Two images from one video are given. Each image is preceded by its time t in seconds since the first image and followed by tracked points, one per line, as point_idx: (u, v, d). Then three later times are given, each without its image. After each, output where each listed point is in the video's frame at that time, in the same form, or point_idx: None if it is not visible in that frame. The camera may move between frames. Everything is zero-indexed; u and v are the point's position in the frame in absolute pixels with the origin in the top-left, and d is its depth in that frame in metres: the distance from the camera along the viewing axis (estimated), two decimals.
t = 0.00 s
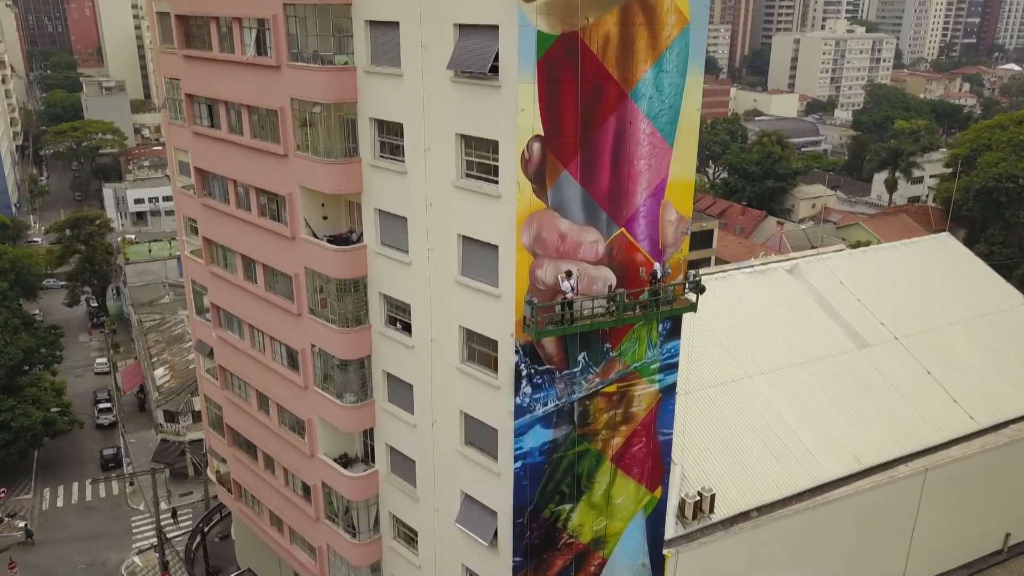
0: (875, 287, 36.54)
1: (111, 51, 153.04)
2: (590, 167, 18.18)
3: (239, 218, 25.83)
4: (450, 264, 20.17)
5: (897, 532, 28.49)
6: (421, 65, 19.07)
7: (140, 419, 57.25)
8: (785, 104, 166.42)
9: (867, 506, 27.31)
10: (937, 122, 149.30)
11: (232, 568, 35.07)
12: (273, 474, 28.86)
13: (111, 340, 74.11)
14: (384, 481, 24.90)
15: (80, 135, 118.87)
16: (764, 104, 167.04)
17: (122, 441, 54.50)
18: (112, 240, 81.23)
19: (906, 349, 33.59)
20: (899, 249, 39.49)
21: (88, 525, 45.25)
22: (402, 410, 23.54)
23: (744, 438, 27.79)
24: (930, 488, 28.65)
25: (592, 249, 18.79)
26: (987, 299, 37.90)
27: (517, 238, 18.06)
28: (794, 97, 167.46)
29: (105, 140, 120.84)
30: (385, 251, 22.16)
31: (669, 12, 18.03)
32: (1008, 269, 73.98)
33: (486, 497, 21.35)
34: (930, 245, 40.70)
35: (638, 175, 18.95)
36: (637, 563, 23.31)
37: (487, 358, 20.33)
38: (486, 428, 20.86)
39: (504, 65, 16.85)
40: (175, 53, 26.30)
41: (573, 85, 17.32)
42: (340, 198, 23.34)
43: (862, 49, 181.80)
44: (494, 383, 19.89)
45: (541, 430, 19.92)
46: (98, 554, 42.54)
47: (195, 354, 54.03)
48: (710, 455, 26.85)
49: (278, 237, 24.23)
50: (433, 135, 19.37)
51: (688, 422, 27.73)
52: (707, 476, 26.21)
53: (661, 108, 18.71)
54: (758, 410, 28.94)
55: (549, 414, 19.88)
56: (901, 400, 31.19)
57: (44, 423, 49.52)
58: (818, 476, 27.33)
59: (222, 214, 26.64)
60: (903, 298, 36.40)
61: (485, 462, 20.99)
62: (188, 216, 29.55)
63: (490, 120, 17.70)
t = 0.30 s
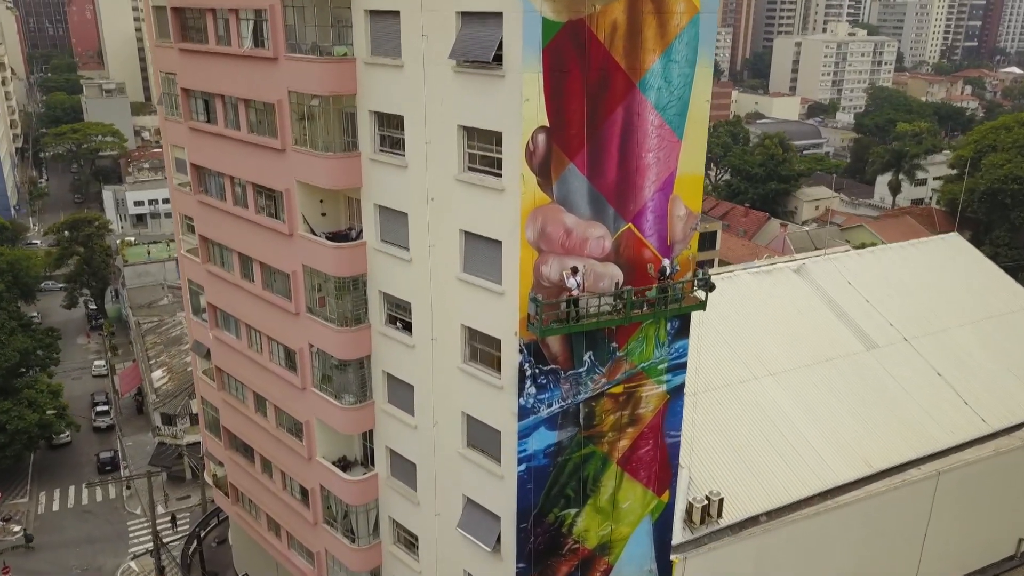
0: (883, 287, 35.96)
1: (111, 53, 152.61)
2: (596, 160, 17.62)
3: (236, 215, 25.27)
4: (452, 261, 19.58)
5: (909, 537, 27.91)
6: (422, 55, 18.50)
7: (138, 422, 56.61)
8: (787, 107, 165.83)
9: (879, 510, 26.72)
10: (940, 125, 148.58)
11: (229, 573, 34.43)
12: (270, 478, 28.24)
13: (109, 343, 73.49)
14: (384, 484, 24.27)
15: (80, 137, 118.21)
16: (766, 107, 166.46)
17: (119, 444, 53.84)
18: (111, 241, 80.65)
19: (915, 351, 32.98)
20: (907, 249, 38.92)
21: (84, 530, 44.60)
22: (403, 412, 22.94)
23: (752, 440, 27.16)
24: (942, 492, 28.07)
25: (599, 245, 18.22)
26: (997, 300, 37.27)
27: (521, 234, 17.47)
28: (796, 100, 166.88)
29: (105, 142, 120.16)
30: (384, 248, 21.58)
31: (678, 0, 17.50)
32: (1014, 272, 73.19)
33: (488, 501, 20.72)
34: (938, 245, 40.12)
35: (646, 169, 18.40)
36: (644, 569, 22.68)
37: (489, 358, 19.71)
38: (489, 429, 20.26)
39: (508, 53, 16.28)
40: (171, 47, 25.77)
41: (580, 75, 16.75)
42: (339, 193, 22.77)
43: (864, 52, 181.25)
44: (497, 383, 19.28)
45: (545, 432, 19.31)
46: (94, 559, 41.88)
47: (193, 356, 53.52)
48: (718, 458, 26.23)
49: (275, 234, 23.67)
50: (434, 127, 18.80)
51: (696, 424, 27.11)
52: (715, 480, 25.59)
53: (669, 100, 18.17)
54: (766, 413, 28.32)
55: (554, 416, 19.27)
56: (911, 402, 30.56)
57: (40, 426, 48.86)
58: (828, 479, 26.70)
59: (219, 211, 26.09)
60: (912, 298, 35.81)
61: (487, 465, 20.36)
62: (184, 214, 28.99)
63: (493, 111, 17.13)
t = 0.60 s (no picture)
0: (890, 286, 35.43)
1: (112, 55, 152.13)
2: (603, 152, 17.13)
3: (232, 211, 24.76)
4: (454, 256, 19.04)
5: (919, 540, 27.37)
6: (424, 43, 18.01)
7: (136, 424, 56.02)
8: (789, 109, 165.31)
9: (890, 514, 26.16)
10: (942, 127, 147.86)
11: None
12: (267, 479, 27.69)
13: (107, 344, 72.93)
14: (383, 486, 23.71)
15: (80, 139, 117.56)
16: (767, 109, 165.90)
17: (117, 446, 53.28)
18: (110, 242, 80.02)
19: (924, 351, 32.41)
20: (914, 248, 38.41)
21: (81, 533, 44.03)
22: (403, 412, 22.40)
23: (759, 442, 26.59)
24: (954, 495, 27.51)
25: (605, 238, 17.71)
26: (1006, 300, 36.70)
27: (525, 227, 16.91)
28: (797, 103, 166.32)
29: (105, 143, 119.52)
30: (384, 243, 21.07)
31: None
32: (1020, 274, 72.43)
33: (490, 503, 20.19)
34: (946, 244, 39.63)
35: (654, 160, 17.91)
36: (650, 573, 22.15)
37: (492, 356, 19.18)
38: (491, 429, 19.72)
39: (512, 39, 15.77)
40: (168, 40, 25.27)
41: (586, 63, 16.26)
42: (337, 188, 22.29)
43: (865, 55, 180.81)
44: (500, 381, 18.73)
45: (550, 431, 18.75)
46: (90, 562, 41.30)
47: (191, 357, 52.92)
48: (725, 460, 25.66)
49: (272, 230, 23.17)
50: (435, 118, 18.30)
51: (702, 425, 26.53)
52: (723, 482, 25.00)
53: (677, 88, 17.69)
54: (774, 414, 27.76)
55: (558, 415, 18.73)
56: (921, 403, 29.98)
57: (36, 428, 48.23)
58: (839, 481, 26.11)
59: (215, 207, 25.59)
60: (921, 297, 35.28)
61: (490, 466, 19.81)
62: (181, 210, 28.50)
63: (496, 100, 16.62)
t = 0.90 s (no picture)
0: (898, 285, 34.89)
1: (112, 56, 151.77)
2: (609, 141, 16.65)
3: (229, 206, 24.28)
4: (455, 250, 18.54)
5: (930, 543, 26.83)
6: (424, 30, 17.54)
7: (134, 425, 55.52)
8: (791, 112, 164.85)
9: (900, 515, 25.64)
10: (945, 129, 147.17)
11: None
12: (264, 480, 27.18)
13: (106, 345, 72.44)
14: (383, 487, 23.19)
15: (80, 140, 117.03)
16: (769, 111, 165.39)
17: (114, 447, 52.80)
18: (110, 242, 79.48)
19: (933, 350, 31.87)
20: (922, 247, 37.89)
21: (77, 535, 43.53)
22: (402, 411, 21.89)
23: (766, 442, 26.07)
24: (964, 496, 26.99)
25: (611, 231, 17.24)
26: (1016, 300, 36.12)
27: (529, 218, 16.41)
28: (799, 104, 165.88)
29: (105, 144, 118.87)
30: (383, 238, 20.57)
31: None
32: None
33: (492, 504, 19.68)
34: (954, 243, 39.11)
35: (661, 150, 17.44)
36: None
37: (494, 353, 18.68)
38: (493, 428, 19.21)
39: (515, 25, 15.29)
40: (164, 32, 24.81)
41: (592, 49, 15.78)
42: (336, 181, 21.79)
43: (867, 57, 180.37)
44: (503, 378, 18.23)
45: (554, 430, 18.24)
46: (86, 565, 40.79)
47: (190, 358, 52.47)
48: (732, 460, 25.14)
49: (270, 225, 22.68)
50: (436, 108, 17.81)
51: (709, 425, 26.00)
52: (730, 483, 24.48)
53: (685, 77, 17.22)
54: (781, 413, 27.23)
55: (562, 413, 18.22)
56: (931, 403, 29.42)
57: (32, 429, 47.73)
58: (847, 483, 25.56)
59: (212, 202, 25.11)
60: (928, 296, 34.75)
61: (491, 466, 19.30)
62: (178, 206, 28.03)
63: (499, 88, 16.13)
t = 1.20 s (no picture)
0: (905, 285, 34.40)
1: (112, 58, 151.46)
2: (613, 133, 16.17)
3: (225, 202, 23.80)
4: (455, 245, 18.05)
5: (940, 547, 26.31)
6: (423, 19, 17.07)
7: (131, 427, 55.05)
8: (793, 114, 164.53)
9: (909, 519, 25.14)
10: (947, 132, 146.68)
11: None
12: (261, 483, 26.67)
13: (104, 346, 71.97)
14: (381, 489, 22.69)
15: (80, 141, 116.47)
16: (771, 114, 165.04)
17: (111, 449, 52.34)
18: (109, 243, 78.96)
19: (942, 351, 31.35)
20: (929, 247, 37.37)
21: (73, 537, 43.02)
22: (401, 411, 21.41)
23: (773, 444, 25.56)
24: (974, 500, 26.49)
25: (615, 225, 16.75)
26: None
27: (531, 212, 15.93)
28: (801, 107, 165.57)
29: (105, 146, 118.33)
30: (382, 233, 20.08)
31: None
32: None
33: (492, 507, 19.17)
34: (961, 243, 38.59)
35: (667, 143, 16.97)
36: None
37: (495, 351, 18.18)
38: (494, 429, 18.72)
39: (517, 11, 14.82)
40: (159, 25, 24.36)
41: (596, 37, 15.31)
42: (333, 176, 21.32)
43: (869, 59, 180.01)
44: (503, 377, 17.74)
45: (556, 430, 17.74)
46: (81, 568, 40.27)
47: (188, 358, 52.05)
48: (738, 462, 24.63)
49: (266, 221, 22.20)
50: (436, 99, 17.34)
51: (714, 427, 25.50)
52: (736, 485, 23.98)
53: (691, 67, 16.74)
54: (787, 415, 26.73)
55: (565, 413, 17.71)
56: (940, 404, 28.91)
57: (29, 430, 47.22)
58: (855, 485, 25.05)
59: (208, 198, 24.65)
60: (936, 296, 34.24)
61: (492, 467, 18.80)
62: (173, 203, 27.56)
63: (500, 77, 15.66)
